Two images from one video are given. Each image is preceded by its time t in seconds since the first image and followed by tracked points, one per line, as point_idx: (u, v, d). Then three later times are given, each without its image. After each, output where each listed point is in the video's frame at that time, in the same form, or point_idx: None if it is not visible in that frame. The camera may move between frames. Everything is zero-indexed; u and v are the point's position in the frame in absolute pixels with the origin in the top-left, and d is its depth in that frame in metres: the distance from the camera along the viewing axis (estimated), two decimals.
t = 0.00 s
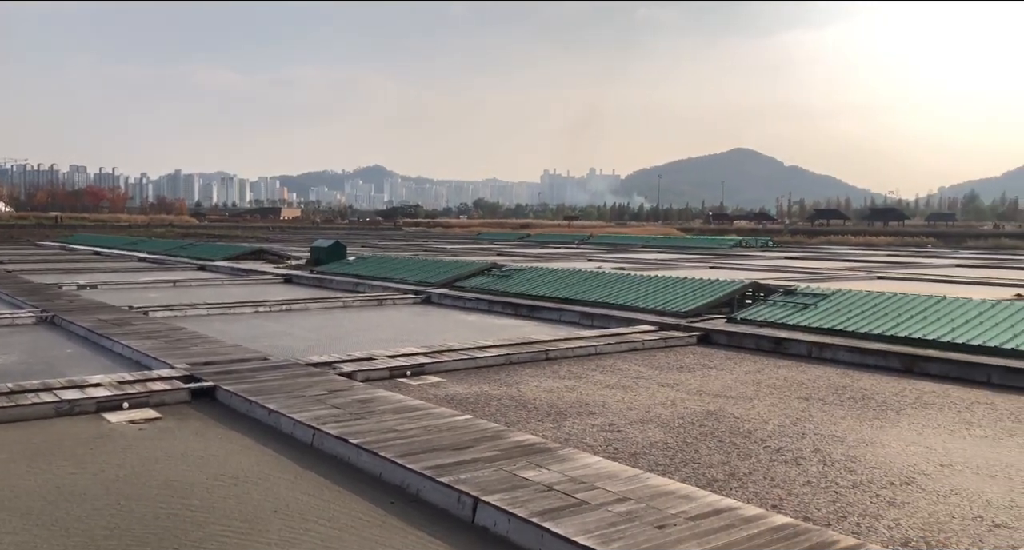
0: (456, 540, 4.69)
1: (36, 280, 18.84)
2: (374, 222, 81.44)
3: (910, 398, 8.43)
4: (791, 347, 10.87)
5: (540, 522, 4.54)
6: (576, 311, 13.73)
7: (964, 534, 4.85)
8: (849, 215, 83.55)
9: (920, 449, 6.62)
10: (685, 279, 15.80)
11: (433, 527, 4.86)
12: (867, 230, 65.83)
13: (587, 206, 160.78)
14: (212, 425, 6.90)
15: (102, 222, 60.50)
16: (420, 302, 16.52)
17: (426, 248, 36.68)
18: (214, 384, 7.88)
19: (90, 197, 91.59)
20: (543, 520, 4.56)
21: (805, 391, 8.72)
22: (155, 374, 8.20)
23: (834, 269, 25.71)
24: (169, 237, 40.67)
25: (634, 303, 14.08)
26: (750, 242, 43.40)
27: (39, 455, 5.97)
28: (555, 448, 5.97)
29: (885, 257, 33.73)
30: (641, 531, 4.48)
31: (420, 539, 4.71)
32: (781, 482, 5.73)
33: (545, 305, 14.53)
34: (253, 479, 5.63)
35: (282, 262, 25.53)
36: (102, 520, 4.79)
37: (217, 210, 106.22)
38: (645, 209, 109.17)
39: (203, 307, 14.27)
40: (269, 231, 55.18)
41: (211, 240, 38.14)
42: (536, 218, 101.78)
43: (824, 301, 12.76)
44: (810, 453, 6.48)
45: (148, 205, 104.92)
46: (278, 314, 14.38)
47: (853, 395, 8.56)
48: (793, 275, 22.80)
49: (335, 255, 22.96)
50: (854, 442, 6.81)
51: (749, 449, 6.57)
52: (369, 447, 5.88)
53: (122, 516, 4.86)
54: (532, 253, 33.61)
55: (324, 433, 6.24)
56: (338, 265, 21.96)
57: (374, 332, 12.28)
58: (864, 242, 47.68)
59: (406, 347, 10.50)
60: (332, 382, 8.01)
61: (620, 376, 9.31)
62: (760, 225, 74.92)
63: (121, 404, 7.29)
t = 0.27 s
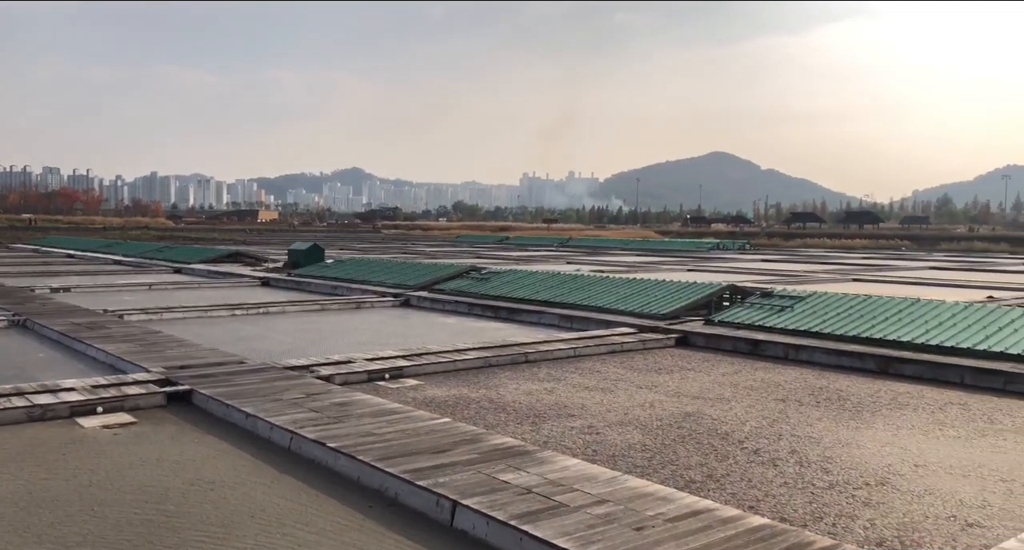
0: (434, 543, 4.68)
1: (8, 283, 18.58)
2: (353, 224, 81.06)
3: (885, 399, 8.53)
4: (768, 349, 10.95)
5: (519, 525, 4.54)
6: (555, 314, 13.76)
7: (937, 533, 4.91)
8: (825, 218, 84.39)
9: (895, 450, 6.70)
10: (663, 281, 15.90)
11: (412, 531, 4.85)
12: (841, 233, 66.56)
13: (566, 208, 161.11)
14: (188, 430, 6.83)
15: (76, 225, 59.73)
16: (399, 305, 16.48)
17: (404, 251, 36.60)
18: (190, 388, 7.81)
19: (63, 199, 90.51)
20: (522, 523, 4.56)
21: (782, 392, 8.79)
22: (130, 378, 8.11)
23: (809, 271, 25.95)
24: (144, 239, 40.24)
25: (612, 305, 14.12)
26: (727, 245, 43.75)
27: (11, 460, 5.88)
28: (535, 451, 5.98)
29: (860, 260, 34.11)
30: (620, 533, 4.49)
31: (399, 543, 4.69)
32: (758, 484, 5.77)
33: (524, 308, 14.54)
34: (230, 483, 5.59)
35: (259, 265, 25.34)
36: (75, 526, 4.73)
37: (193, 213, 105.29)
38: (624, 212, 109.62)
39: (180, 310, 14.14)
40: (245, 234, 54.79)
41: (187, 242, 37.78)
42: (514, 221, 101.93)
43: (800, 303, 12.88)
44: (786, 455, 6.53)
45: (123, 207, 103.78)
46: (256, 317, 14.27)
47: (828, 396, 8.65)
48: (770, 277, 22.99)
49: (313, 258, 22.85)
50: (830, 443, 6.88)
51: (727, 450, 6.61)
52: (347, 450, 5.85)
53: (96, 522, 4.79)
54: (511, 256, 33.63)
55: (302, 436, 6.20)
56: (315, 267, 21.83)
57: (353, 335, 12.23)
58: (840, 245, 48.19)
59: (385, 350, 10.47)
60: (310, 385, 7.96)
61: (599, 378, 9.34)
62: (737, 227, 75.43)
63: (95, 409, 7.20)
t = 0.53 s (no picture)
0: (410, 544, 4.66)
1: None
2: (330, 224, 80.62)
3: (859, 398, 8.62)
4: (743, 348, 11.03)
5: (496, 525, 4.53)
6: (532, 314, 13.77)
7: (909, 530, 4.96)
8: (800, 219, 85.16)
9: (868, 448, 6.77)
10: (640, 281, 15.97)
11: (388, 532, 4.83)
12: (816, 233, 67.25)
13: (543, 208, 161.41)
14: (162, 431, 6.76)
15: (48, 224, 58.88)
16: (376, 305, 16.42)
17: (382, 250, 36.48)
18: (164, 388, 7.73)
19: (35, 197, 89.23)
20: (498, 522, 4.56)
21: (758, 391, 8.85)
22: (102, 379, 8.01)
23: (785, 271, 26.16)
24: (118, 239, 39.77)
25: (590, 305, 14.16)
26: (703, 245, 44.03)
27: None
28: (511, 451, 5.98)
29: (834, 260, 34.44)
30: (596, 532, 4.50)
31: (375, 544, 4.67)
32: (734, 482, 5.81)
33: (502, 307, 14.53)
34: (204, 485, 5.53)
35: (235, 264, 25.13)
36: (45, 529, 4.66)
37: (167, 211, 104.20)
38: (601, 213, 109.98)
39: (154, 310, 13.99)
40: (221, 233, 54.30)
41: (161, 242, 37.38)
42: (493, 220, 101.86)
43: (775, 303, 12.98)
44: (761, 453, 6.58)
45: (96, 206, 102.48)
46: (231, 317, 14.16)
47: (803, 395, 8.72)
48: (745, 277, 23.16)
49: (289, 258, 22.70)
50: (804, 441, 6.94)
51: (702, 449, 6.65)
52: (323, 451, 5.82)
53: (67, 525, 4.73)
54: (488, 256, 33.61)
55: (277, 437, 6.16)
56: (292, 267, 21.69)
57: (329, 335, 12.17)
58: (814, 245, 48.64)
59: (362, 350, 10.42)
60: (286, 386, 7.91)
61: (576, 378, 9.35)
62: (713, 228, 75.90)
63: (66, 410, 7.10)
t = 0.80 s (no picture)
0: (386, 544, 4.65)
1: None
2: (307, 223, 80.11)
3: (833, 396, 8.70)
4: (720, 347, 11.11)
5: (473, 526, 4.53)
6: (511, 313, 13.77)
7: (881, 527, 5.02)
8: (776, 218, 85.88)
9: (843, 446, 6.84)
10: (618, 281, 16.03)
11: (365, 533, 4.81)
12: (792, 233, 67.85)
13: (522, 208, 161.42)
14: (135, 432, 6.69)
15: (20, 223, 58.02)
16: (353, 305, 16.34)
17: (360, 250, 36.31)
18: (138, 389, 7.64)
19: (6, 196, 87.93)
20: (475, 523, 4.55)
21: (734, 390, 8.91)
22: (75, 380, 7.91)
23: (762, 271, 26.35)
24: (91, 238, 39.27)
25: (568, 304, 14.18)
26: (681, 245, 44.24)
27: None
28: (489, 450, 5.97)
29: (809, 259, 34.75)
30: (573, 531, 4.51)
31: (351, 545, 4.65)
32: (710, 480, 5.85)
33: (480, 307, 14.52)
34: (179, 487, 5.48)
35: (211, 264, 24.91)
36: (17, 533, 4.60)
37: (142, 211, 103.03)
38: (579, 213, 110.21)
39: (127, 310, 13.83)
40: (197, 232, 53.75)
41: (136, 241, 36.95)
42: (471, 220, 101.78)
43: (751, 302, 13.07)
44: (737, 451, 6.62)
45: (68, 205, 101.08)
46: (207, 317, 14.03)
47: (778, 393, 8.79)
48: (722, 277, 23.31)
49: (266, 257, 22.54)
50: (779, 439, 7.00)
51: (679, 447, 6.68)
52: (300, 452, 5.78)
53: (40, 528, 4.67)
54: (466, 255, 33.56)
55: (253, 438, 6.12)
56: (268, 267, 21.54)
57: (306, 335, 12.09)
58: (790, 245, 49.06)
59: (339, 350, 10.37)
60: (262, 386, 7.85)
61: (554, 377, 9.37)
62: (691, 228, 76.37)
63: (37, 412, 7.01)
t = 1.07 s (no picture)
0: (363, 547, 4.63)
1: None
2: (284, 225, 79.56)
3: (808, 396, 8.78)
4: (697, 348, 11.17)
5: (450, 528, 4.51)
6: (489, 315, 13.76)
7: (856, 526, 5.07)
8: (753, 220, 86.55)
9: (818, 445, 6.90)
10: (595, 282, 16.07)
11: (342, 536, 4.78)
12: (768, 234, 68.38)
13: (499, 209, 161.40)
14: (108, 436, 6.60)
15: None
16: (330, 306, 16.25)
17: (337, 252, 36.14)
18: (111, 393, 7.55)
19: None
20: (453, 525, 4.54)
21: (710, 391, 8.96)
22: (46, 384, 7.80)
23: (738, 272, 26.55)
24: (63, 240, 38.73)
25: (546, 306, 14.19)
26: (658, 246, 44.43)
27: None
28: (466, 452, 5.96)
29: (784, 261, 35.05)
30: (551, 532, 4.51)
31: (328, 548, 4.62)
32: (687, 480, 5.87)
33: (458, 309, 14.50)
34: (153, 491, 5.42)
35: (185, 266, 24.67)
36: None
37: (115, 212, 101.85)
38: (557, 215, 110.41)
39: (100, 312, 13.66)
40: (171, 234, 53.16)
41: (110, 243, 36.53)
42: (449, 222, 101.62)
43: (727, 303, 13.16)
44: (714, 452, 6.66)
45: (40, 207, 99.62)
46: (181, 319, 13.90)
47: (754, 394, 8.85)
48: (698, 278, 23.45)
49: (242, 259, 22.35)
50: (755, 439, 7.05)
51: (656, 448, 6.71)
52: (276, 455, 5.74)
53: (10, 535, 4.59)
54: (444, 257, 33.53)
55: (228, 441, 6.06)
56: (244, 268, 21.37)
57: (282, 337, 12.00)
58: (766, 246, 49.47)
59: (316, 353, 10.30)
60: (237, 389, 7.79)
61: (532, 379, 9.37)
62: (668, 229, 76.82)
63: (7, 416, 6.90)
